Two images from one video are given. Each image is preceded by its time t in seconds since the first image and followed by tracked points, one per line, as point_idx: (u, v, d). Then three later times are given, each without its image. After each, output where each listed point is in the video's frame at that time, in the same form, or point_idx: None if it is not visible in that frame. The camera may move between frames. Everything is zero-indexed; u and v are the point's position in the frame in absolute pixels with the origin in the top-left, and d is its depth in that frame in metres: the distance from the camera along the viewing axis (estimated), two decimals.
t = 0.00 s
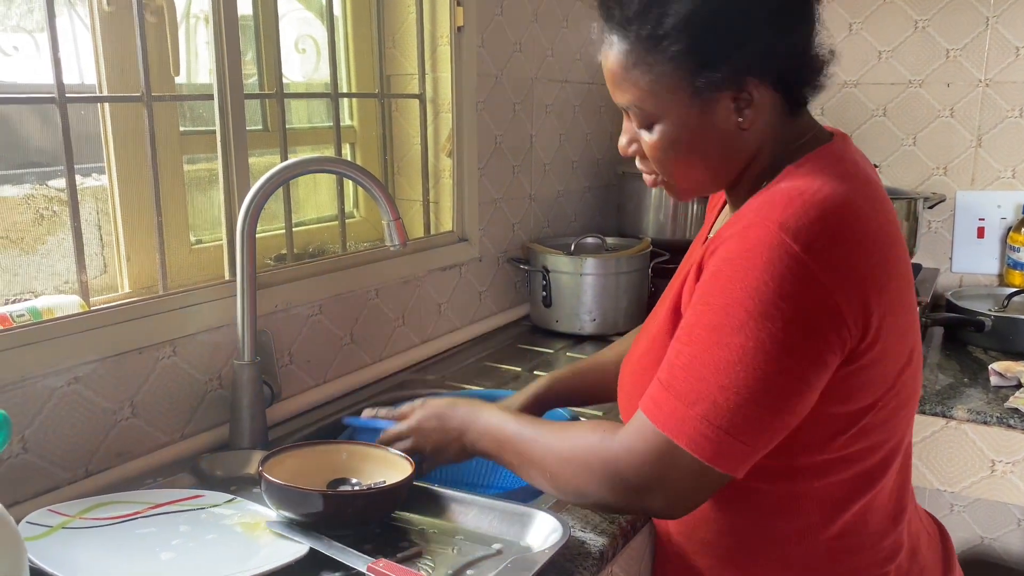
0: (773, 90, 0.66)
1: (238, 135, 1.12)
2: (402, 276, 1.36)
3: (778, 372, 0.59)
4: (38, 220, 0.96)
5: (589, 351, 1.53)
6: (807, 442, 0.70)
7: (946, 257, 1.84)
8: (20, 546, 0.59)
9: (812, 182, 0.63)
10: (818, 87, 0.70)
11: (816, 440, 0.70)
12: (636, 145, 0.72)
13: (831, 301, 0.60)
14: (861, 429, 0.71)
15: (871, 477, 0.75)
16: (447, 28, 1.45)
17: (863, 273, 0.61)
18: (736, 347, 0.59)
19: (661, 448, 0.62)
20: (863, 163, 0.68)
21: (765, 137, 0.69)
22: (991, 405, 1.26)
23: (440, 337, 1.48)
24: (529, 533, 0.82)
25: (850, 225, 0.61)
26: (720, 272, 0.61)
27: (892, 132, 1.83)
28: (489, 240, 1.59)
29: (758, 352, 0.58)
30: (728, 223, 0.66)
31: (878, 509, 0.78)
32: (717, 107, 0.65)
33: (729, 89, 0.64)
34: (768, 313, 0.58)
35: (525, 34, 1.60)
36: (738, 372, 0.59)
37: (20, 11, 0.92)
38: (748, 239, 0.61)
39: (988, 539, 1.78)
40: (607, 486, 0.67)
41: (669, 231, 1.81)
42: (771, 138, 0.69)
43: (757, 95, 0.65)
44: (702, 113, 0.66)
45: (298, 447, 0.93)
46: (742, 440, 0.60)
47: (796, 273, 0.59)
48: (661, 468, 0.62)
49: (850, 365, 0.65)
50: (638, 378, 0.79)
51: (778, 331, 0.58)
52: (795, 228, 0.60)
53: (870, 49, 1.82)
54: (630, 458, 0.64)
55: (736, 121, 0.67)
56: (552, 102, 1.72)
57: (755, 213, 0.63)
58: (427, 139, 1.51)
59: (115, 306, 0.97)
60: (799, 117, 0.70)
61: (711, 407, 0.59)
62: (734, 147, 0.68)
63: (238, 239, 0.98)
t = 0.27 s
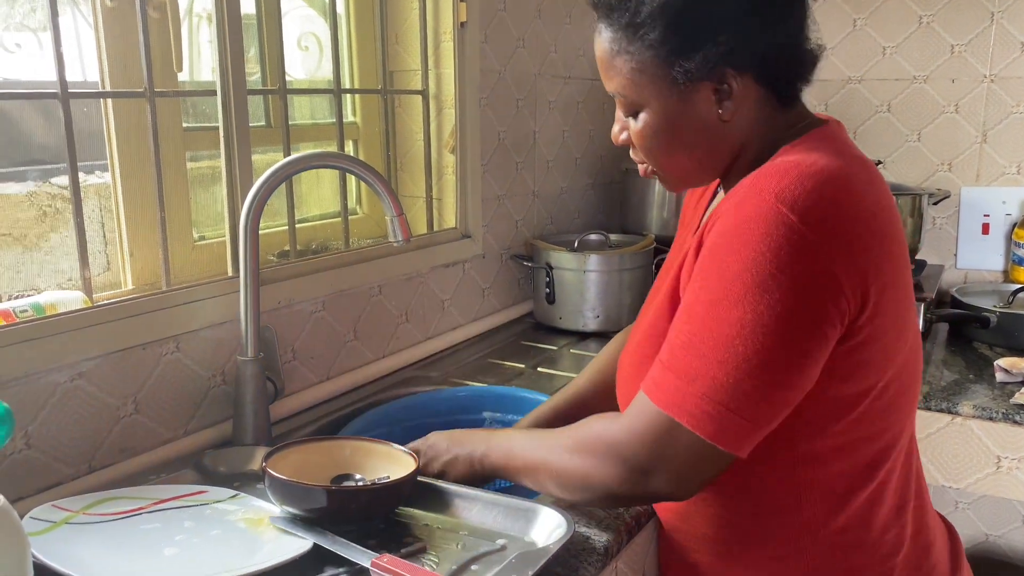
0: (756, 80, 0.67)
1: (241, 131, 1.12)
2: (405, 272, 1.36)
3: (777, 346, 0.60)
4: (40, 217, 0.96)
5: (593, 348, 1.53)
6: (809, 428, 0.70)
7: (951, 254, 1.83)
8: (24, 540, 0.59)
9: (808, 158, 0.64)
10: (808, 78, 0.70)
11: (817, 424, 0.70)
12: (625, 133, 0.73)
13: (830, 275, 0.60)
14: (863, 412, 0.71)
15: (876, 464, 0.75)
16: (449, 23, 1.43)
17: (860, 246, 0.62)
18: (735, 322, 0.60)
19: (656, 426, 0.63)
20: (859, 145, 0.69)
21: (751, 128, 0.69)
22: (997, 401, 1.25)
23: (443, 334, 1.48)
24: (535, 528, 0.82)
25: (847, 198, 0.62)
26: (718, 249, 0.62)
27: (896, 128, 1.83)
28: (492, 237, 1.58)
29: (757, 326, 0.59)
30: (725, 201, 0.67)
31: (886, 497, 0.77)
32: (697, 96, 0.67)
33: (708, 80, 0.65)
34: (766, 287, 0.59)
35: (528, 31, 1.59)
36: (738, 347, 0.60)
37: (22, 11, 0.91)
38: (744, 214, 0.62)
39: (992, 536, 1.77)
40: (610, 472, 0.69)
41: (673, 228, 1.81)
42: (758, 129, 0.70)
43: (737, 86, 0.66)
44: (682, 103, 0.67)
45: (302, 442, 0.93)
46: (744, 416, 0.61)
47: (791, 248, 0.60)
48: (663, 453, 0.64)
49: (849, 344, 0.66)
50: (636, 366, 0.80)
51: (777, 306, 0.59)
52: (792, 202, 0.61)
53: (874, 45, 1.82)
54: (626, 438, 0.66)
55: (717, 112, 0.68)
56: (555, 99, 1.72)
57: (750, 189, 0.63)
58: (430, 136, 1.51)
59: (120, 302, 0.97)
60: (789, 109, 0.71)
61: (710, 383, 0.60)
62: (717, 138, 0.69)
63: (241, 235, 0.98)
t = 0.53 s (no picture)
0: (738, 86, 0.68)
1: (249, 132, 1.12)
2: (411, 272, 1.37)
3: (765, 348, 0.60)
4: (49, 218, 0.97)
5: (597, 347, 1.53)
6: (799, 429, 0.71)
7: (956, 253, 1.83)
8: (37, 536, 0.59)
9: (796, 162, 0.65)
10: (788, 80, 0.71)
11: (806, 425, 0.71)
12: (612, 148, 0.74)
13: (817, 277, 0.61)
14: (853, 414, 0.71)
15: (868, 466, 0.75)
16: (455, 25, 1.46)
17: (847, 249, 0.62)
18: (723, 324, 0.60)
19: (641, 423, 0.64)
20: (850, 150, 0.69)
21: (736, 134, 0.70)
22: (1002, 400, 1.26)
23: (449, 333, 1.48)
24: (541, 526, 0.82)
25: (833, 202, 0.63)
26: (706, 252, 0.63)
27: (900, 128, 1.83)
28: (497, 237, 1.59)
29: (745, 328, 0.60)
30: (714, 204, 0.67)
31: (878, 501, 0.77)
32: (682, 106, 0.67)
33: (692, 88, 0.66)
34: (754, 289, 0.60)
35: (532, 32, 1.60)
36: (725, 349, 0.60)
37: (29, 13, 0.92)
38: (733, 217, 0.63)
39: (997, 536, 1.77)
40: (603, 469, 0.71)
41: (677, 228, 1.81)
42: (743, 134, 0.71)
43: (721, 92, 0.67)
44: (666, 114, 0.68)
45: (310, 441, 0.93)
46: (732, 417, 0.61)
47: (778, 249, 0.60)
48: (662, 453, 0.64)
49: (837, 346, 0.66)
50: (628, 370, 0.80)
51: (764, 308, 0.60)
52: (779, 205, 0.61)
53: (878, 45, 1.82)
54: (612, 434, 0.68)
55: (703, 120, 0.68)
56: (559, 100, 1.72)
57: (739, 193, 0.64)
58: (435, 137, 1.52)
59: (129, 302, 0.98)
60: (772, 112, 0.72)
61: (698, 385, 0.61)
62: (704, 146, 0.70)
63: (249, 235, 0.99)
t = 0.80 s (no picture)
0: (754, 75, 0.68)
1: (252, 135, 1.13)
2: (413, 274, 1.37)
3: (715, 351, 0.62)
4: (52, 220, 0.97)
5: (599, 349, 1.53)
6: (774, 433, 0.72)
7: (958, 255, 1.83)
8: (41, 537, 0.60)
9: (777, 173, 0.65)
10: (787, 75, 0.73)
11: (784, 431, 0.71)
12: (633, 163, 0.70)
13: (775, 285, 0.62)
14: (839, 419, 0.71)
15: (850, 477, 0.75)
16: (457, 28, 1.46)
17: (814, 260, 0.63)
18: (676, 326, 0.62)
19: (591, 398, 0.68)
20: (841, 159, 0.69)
21: (753, 129, 0.70)
22: (1004, 402, 1.26)
23: (451, 335, 1.49)
24: (543, 528, 0.82)
25: (805, 213, 0.63)
26: (674, 257, 0.65)
27: (902, 129, 1.83)
28: (500, 239, 1.59)
29: (696, 330, 0.61)
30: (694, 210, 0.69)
31: (867, 513, 0.77)
32: (710, 96, 0.66)
33: (716, 78, 0.66)
34: (708, 294, 0.61)
35: (534, 34, 1.60)
36: (675, 349, 0.62)
37: (32, 14, 0.92)
38: (703, 225, 0.64)
39: (1000, 537, 1.77)
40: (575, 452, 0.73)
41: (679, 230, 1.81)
42: (759, 129, 0.70)
43: (743, 81, 0.67)
44: (698, 107, 0.66)
45: (313, 443, 0.94)
46: (677, 414, 0.63)
47: (741, 261, 0.61)
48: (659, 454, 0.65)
49: (814, 353, 0.66)
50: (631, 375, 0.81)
51: (717, 313, 0.61)
52: (745, 215, 0.62)
53: (880, 46, 1.82)
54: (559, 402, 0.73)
55: (730, 111, 0.67)
56: (561, 102, 1.73)
57: (714, 201, 0.65)
58: (438, 139, 1.52)
59: (134, 304, 0.98)
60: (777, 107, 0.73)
61: (650, 383, 0.63)
62: (729, 143, 0.69)
63: (253, 237, 0.99)
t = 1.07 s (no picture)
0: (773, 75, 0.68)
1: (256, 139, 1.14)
2: (416, 277, 1.37)
3: (737, 361, 0.61)
4: (58, 223, 0.98)
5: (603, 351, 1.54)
6: (789, 440, 0.72)
7: (961, 257, 1.83)
8: (50, 540, 0.60)
9: (792, 182, 0.66)
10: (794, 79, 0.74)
11: (798, 438, 0.72)
12: (658, 167, 0.68)
13: (795, 297, 0.62)
14: (852, 425, 0.72)
15: (861, 482, 0.75)
16: (461, 32, 1.46)
17: (832, 270, 0.63)
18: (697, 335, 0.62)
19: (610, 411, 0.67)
20: (853, 170, 0.70)
21: (769, 130, 0.70)
22: (1007, 404, 1.26)
23: (455, 338, 1.49)
24: (547, 530, 0.83)
25: (822, 224, 0.63)
26: (691, 265, 0.65)
27: (905, 131, 1.83)
28: (504, 241, 1.60)
29: (717, 339, 0.61)
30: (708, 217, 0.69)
31: (875, 519, 0.77)
32: (735, 94, 0.66)
33: (740, 75, 0.66)
34: (730, 304, 0.61)
35: (537, 37, 1.61)
36: (695, 358, 0.62)
37: (36, 18, 0.93)
38: (720, 234, 0.64)
39: (1004, 539, 1.77)
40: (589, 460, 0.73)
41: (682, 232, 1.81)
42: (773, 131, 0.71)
43: (766, 79, 0.67)
44: (724, 104, 0.66)
45: (318, 445, 0.94)
46: (698, 423, 0.63)
47: (762, 269, 0.61)
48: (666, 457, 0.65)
49: (829, 362, 0.67)
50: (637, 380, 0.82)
51: (738, 323, 0.61)
52: (765, 225, 0.63)
53: (883, 49, 1.82)
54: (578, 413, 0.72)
55: (752, 110, 0.67)
56: (564, 105, 1.73)
57: (730, 210, 0.65)
58: (441, 142, 1.52)
59: (139, 307, 0.99)
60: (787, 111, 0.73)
61: (669, 391, 0.63)
62: (750, 142, 0.68)
63: (258, 241, 1.00)
